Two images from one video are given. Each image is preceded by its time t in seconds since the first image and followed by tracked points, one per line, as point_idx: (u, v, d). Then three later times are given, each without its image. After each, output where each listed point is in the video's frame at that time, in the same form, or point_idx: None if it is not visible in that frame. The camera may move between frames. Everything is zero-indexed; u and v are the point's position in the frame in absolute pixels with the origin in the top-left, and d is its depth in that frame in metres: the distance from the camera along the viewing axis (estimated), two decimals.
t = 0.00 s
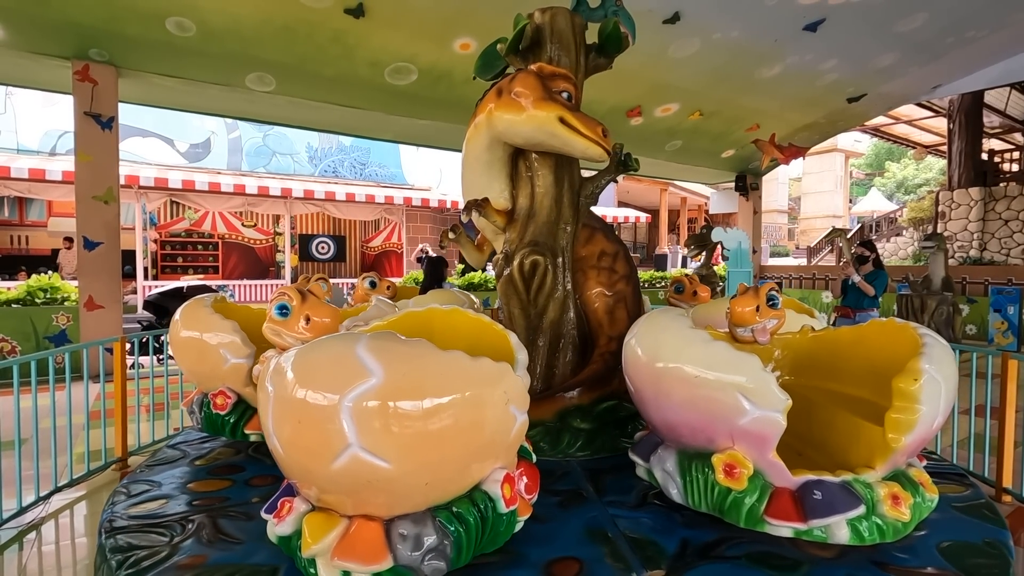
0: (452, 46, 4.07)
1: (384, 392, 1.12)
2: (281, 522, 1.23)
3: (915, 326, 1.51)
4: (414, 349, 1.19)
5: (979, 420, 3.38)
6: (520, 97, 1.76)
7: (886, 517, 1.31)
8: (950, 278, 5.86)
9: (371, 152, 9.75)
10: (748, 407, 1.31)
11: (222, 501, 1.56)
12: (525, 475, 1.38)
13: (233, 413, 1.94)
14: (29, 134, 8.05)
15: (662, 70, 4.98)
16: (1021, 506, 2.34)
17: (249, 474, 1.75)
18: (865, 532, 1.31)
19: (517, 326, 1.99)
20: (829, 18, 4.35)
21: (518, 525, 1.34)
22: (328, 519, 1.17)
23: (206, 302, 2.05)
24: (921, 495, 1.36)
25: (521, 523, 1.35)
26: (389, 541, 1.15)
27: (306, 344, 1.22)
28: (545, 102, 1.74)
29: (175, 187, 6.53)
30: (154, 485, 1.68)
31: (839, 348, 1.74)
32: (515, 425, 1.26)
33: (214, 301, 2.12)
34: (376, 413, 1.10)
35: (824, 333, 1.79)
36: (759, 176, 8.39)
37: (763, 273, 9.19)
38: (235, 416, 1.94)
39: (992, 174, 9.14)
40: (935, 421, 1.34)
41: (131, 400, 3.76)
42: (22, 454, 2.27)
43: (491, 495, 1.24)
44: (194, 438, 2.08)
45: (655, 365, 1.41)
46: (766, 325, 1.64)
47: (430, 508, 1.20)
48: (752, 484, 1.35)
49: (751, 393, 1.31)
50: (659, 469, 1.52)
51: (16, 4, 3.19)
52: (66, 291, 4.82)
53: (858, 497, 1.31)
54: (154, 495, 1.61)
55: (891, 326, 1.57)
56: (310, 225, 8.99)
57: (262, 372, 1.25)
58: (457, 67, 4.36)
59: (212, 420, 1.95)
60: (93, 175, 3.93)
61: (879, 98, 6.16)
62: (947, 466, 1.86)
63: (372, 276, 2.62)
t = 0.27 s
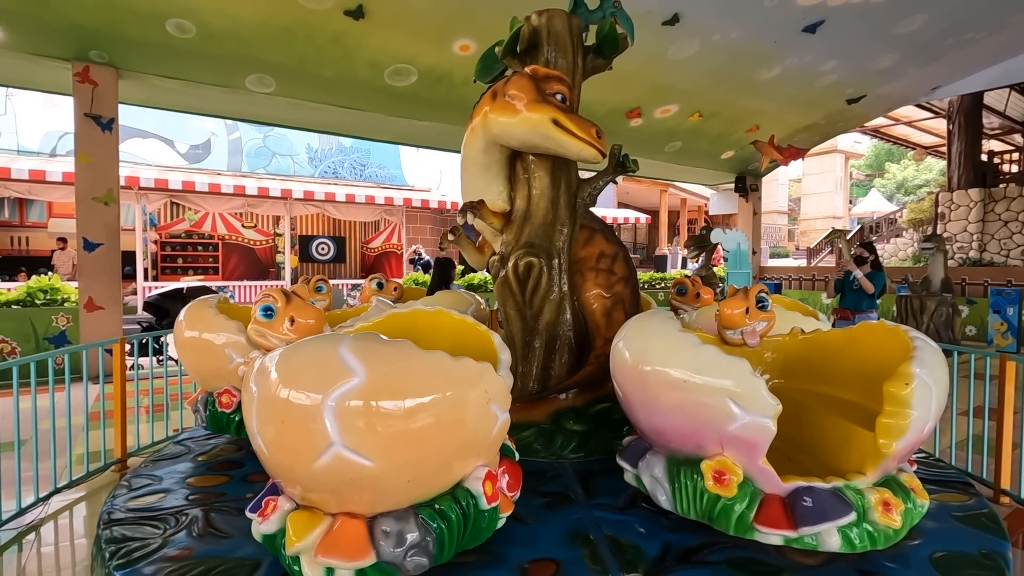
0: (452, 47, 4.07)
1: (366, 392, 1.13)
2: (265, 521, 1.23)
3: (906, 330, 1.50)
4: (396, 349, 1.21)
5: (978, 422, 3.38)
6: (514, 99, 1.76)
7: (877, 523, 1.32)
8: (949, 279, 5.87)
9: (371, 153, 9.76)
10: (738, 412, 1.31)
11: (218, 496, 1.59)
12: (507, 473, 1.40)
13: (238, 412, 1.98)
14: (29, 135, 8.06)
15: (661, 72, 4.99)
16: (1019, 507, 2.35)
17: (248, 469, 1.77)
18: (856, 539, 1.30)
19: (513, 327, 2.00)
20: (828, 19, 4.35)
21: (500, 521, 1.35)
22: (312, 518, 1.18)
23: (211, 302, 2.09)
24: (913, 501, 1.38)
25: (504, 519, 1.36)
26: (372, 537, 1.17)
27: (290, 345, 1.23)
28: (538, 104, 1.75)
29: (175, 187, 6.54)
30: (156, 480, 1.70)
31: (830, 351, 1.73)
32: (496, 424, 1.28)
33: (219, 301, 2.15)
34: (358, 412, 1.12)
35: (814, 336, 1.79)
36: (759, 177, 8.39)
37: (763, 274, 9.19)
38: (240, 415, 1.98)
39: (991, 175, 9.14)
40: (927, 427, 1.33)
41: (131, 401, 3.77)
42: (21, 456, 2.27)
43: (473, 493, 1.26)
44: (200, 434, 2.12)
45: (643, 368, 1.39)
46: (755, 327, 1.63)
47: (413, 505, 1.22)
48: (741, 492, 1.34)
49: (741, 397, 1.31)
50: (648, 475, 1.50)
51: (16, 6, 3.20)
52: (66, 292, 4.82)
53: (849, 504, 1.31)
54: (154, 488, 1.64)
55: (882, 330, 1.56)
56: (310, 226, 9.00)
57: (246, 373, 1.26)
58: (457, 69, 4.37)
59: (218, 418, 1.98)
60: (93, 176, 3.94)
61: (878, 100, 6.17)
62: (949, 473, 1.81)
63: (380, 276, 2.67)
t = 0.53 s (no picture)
0: (454, 47, 4.08)
1: (353, 390, 1.16)
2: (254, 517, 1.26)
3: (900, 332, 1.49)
4: (383, 348, 1.24)
5: (980, 422, 3.37)
6: (512, 100, 1.77)
7: (869, 529, 1.30)
8: (953, 279, 5.85)
9: (373, 152, 9.78)
10: (730, 416, 1.31)
11: (218, 489, 1.66)
12: (493, 470, 1.44)
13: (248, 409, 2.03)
14: (34, 135, 8.10)
15: (664, 71, 4.99)
16: (1021, 508, 2.34)
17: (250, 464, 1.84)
18: (849, 546, 1.29)
19: (513, 327, 2.02)
20: (831, 18, 4.34)
21: (487, 516, 1.39)
22: (301, 514, 1.21)
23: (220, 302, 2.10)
24: (905, 506, 1.36)
25: (490, 514, 1.40)
26: (359, 532, 1.20)
27: (280, 345, 1.27)
28: (535, 105, 1.75)
29: (179, 187, 6.56)
30: (162, 472, 1.79)
31: (821, 353, 1.73)
32: (482, 420, 1.31)
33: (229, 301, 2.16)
34: (345, 410, 1.15)
35: (806, 336, 1.78)
36: (762, 176, 8.38)
37: (766, 274, 9.17)
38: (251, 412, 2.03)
39: (996, 174, 9.10)
40: (920, 430, 1.33)
41: (135, 399, 3.80)
42: (25, 454, 2.29)
43: (459, 487, 1.29)
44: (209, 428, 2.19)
45: (632, 371, 1.40)
46: (747, 327, 1.62)
47: (401, 500, 1.25)
48: (733, 497, 1.33)
49: (733, 401, 1.30)
50: (638, 481, 1.50)
51: (20, 6, 3.21)
52: (71, 291, 4.85)
53: (841, 510, 1.29)
54: (159, 481, 1.73)
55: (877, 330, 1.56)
56: (313, 226, 9.02)
57: (237, 373, 1.30)
58: (460, 68, 4.37)
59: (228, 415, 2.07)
60: (97, 177, 3.95)
61: (882, 99, 6.15)
62: (957, 481, 1.77)
63: (390, 276, 2.67)
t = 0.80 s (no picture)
0: (457, 47, 4.09)
1: (340, 387, 1.22)
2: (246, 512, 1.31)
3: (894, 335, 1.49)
4: (370, 348, 1.30)
5: (984, 422, 3.35)
6: (509, 101, 1.78)
7: (861, 535, 1.29)
8: (959, 278, 5.82)
9: (378, 152, 9.81)
10: (720, 421, 1.30)
11: (220, 481, 1.76)
12: (480, 465, 1.48)
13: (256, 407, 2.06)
14: (41, 135, 8.15)
15: (668, 70, 4.98)
16: None
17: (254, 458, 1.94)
18: (840, 552, 1.28)
19: (513, 328, 2.03)
20: (835, 17, 4.33)
21: (474, 511, 1.44)
22: (290, 508, 1.26)
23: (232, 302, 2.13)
24: (898, 511, 1.35)
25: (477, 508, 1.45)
26: (348, 525, 1.25)
27: (270, 344, 1.32)
28: (533, 105, 1.76)
29: (184, 187, 6.59)
30: (170, 464, 1.91)
31: (815, 355, 1.72)
32: (468, 418, 1.37)
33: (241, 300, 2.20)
34: (333, 407, 1.21)
35: (798, 337, 1.77)
36: (767, 175, 8.34)
37: (770, 273, 9.15)
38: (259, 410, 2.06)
39: (1003, 173, 9.04)
40: (912, 435, 1.33)
41: (140, 398, 3.83)
42: (33, 452, 2.31)
43: (445, 482, 1.35)
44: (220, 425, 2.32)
45: (623, 374, 1.40)
46: (737, 329, 1.64)
47: (388, 495, 1.31)
48: (723, 503, 1.32)
49: (722, 405, 1.30)
50: (627, 486, 1.49)
51: (27, 8, 3.24)
52: (77, 291, 4.88)
53: (833, 516, 1.28)
54: (167, 472, 1.84)
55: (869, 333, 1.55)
56: (318, 225, 9.06)
57: (229, 371, 1.35)
58: (463, 68, 4.38)
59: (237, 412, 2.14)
60: (103, 177, 3.98)
61: (887, 97, 6.12)
62: (966, 489, 1.71)
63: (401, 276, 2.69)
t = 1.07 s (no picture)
0: (460, 48, 4.10)
1: (329, 387, 1.27)
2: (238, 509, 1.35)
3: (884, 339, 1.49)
4: (359, 348, 1.35)
5: (987, 424, 3.35)
6: (505, 104, 1.80)
7: (849, 543, 1.30)
8: (964, 278, 5.80)
9: (381, 152, 9.83)
10: (707, 427, 1.30)
11: (224, 476, 1.80)
12: (466, 463, 1.53)
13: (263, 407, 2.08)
14: (47, 135, 8.20)
15: (671, 71, 4.99)
16: None
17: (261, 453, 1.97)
18: (829, 560, 1.29)
19: (512, 329, 2.05)
20: (840, 16, 4.32)
21: (461, 507, 1.48)
22: (281, 505, 1.31)
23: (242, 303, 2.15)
24: (886, 518, 1.36)
25: (464, 505, 1.50)
26: (338, 521, 1.30)
27: (261, 346, 1.37)
28: (529, 107, 1.77)
29: (188, 188, 6.63)
30: (179, 458, 1.94)
31: (802, 357, 1.71)
32: (454, 416, 1.42)
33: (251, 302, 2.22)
34: (321, 406, 1.26)
35: (786, 342, 1.75)
36: (770, 175, 8.33)
37: (774, 273, 9.13)
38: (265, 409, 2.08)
39: (1009, 172, 8.99)
40: (901, 440, 1.33)
41: (145, 398, 3.86)
42: (39, 452, 2.33)
43: (433, 480, 1.39)
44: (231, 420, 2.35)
45: (611, 379, 1.40)
46: (727, 332, 1.65)
47: (377, 492, 1.35)
48: (711, 510, 1.32)
49: (710, 412, 1.30)
50: (614, 492, 1.47)
51: (34, 11, 3.26)
52: (83, 291, 4.92)
53: (821, 524, 1.28)
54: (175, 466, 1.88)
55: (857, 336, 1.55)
56: (321, 225, 9.10)
57: (222, 372, 1.41)
58: (466, 69, 4.39)
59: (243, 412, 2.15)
60: (109, 178, 4.01)
61: (892, 97, 6.10)
62: (972, 499, 1.65)
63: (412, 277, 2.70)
